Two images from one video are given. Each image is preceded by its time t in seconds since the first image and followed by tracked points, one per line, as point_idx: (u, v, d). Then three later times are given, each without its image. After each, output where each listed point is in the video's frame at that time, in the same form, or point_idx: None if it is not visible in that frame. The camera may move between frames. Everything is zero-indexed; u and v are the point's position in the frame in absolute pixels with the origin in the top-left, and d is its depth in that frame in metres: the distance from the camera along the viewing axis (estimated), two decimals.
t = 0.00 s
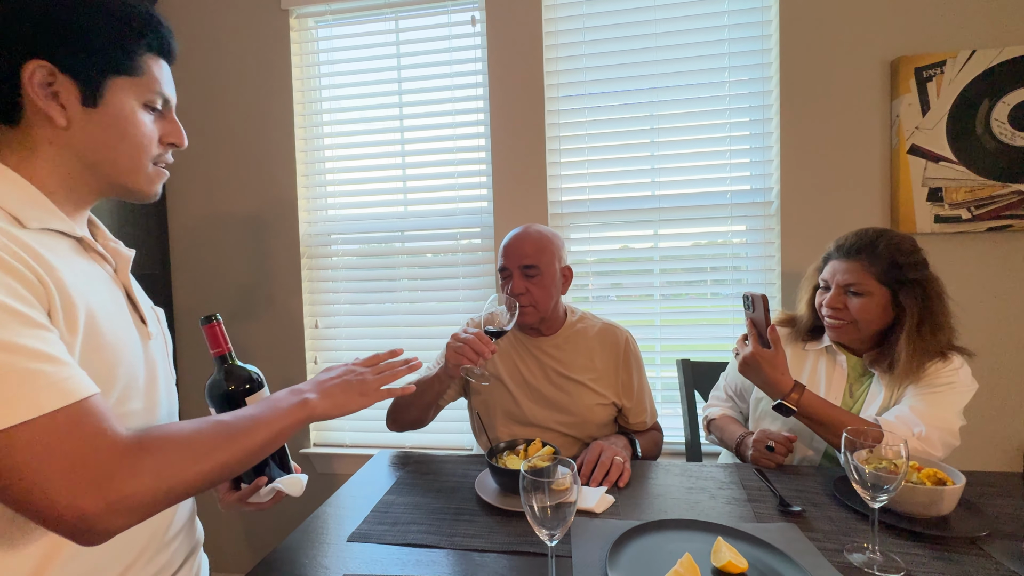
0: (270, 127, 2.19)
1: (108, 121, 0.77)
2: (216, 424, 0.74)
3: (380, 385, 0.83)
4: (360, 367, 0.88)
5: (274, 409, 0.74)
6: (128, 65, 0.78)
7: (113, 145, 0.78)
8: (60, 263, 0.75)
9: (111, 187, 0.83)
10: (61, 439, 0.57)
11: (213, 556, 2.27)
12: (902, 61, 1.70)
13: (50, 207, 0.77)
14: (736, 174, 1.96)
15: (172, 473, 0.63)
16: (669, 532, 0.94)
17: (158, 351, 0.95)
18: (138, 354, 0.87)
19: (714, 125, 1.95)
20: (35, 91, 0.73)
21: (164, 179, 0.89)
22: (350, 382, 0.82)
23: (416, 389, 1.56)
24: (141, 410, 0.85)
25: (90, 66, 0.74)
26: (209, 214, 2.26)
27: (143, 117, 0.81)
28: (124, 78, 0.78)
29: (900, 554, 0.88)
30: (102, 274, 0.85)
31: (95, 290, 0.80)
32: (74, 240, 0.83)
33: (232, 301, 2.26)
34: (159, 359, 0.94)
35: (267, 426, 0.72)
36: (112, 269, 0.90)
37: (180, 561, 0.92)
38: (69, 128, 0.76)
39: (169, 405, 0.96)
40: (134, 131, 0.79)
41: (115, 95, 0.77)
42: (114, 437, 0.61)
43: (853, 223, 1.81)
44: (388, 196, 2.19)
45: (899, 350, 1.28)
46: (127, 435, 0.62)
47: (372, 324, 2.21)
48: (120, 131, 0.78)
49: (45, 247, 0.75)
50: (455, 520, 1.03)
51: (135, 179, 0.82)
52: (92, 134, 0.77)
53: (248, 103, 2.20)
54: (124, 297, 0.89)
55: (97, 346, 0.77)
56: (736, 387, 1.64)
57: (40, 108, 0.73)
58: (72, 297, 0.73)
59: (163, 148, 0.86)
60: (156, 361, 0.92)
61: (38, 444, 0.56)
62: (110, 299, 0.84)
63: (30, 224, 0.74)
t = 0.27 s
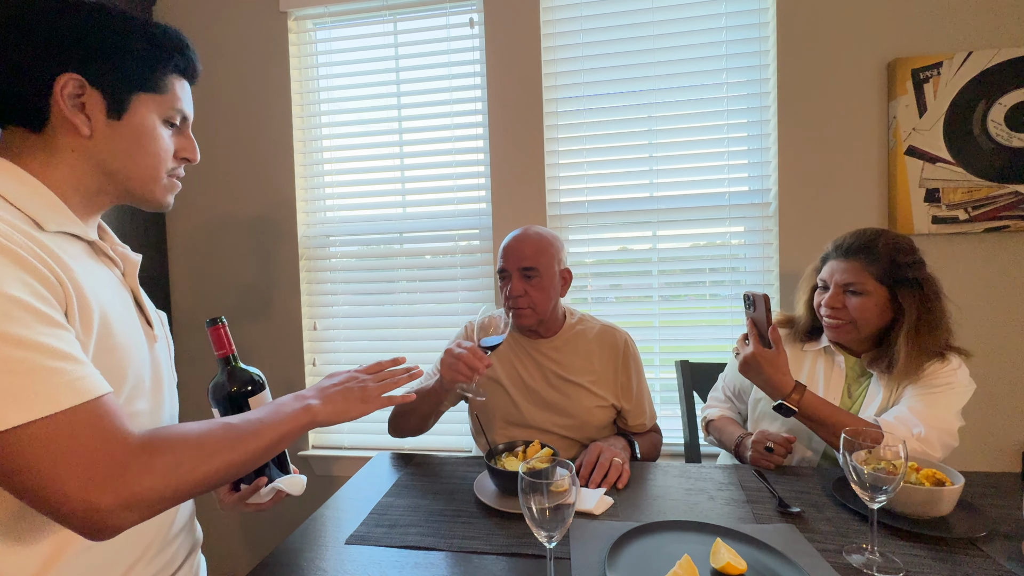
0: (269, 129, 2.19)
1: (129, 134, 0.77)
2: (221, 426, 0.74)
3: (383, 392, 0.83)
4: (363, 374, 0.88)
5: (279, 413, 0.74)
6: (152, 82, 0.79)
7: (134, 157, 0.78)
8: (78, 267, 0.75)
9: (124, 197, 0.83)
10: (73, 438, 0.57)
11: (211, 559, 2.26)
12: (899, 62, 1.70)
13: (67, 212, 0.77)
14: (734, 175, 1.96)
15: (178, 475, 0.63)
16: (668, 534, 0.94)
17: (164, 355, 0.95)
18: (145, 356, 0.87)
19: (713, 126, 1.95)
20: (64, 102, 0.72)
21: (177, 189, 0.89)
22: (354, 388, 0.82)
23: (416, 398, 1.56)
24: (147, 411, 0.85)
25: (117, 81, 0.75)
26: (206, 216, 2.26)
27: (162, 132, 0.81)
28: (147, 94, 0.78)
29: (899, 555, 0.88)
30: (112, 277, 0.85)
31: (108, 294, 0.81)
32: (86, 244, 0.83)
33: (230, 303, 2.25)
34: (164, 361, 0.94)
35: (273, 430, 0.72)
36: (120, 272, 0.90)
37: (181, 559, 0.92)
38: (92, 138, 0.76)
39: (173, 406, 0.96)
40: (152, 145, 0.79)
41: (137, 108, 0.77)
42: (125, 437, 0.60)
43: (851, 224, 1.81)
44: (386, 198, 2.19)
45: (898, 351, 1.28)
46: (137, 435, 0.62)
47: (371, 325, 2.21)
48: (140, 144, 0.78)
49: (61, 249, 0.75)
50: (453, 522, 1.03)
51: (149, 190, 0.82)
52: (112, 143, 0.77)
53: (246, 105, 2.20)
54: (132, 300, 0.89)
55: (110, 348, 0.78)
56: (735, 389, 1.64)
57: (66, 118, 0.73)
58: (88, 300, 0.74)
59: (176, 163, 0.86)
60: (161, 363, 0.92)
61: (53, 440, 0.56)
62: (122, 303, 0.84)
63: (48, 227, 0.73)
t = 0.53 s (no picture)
0: (267, 130, 2.19)
1: (121, 133, 0.77)
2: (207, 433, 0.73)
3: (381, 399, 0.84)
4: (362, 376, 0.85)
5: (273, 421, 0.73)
6: (144, 80, 0.78)
7: (125, 156, 0.78)
8: (76, 270, 0.75)
9: (117, 196, 0.83)
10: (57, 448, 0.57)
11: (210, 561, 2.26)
12: (897, 63, 1.70)
13: (66, 214, 0.77)
14: (733, 176, 1.96)
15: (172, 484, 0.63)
16: (667, 535, 0.93)
17: (164, 354, 0.95)
18: (146, 355, 0.87)
19: (712, 127, 1.95)
20: (54, 101, 0.72)
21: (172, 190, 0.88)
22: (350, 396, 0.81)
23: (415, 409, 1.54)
24: (149, 411, 0.86)
25: (107, 80, 0.74)
26: (205, 218, 2.25)
27: (155, 130, 0.81)
28: (139, 93, 0.78)
29: (899, 556, 0.88)
30: (112, 278, 0.86)
31: (109, 294, 0.81)
32: (85, 245, 0.83)
33: (229, 305, 2.25)
34: (165, 360, 0.94)
35: (266, 440, 0.72)
36: (119, 273, 0.90)
37: (184, 557, 0.92)
38: (83, 137, 0.75)
39: (173, 405, 0.96)
40: (144, 144, 0.79)
41: (129, 107, 0.77)
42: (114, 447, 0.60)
43: (850, 224, 1.81)
44: (385, 199, 2.19)
45: (898, 351, 1.28)
46: (124, 446, 0.61)
47: (369, 327, 2.20)
48: (132, 142, 0.78)
49: (61, 252, 0.75)
50: (452, 523, 1.03)
51: (143, 189, 0.82)
52: (104, 143, 0.76)
53: (244, 106, 2.20)
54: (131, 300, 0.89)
55: (114, 351, 0.78)
56: (734, 389, 1.64)
57: (56, 117, 0.73)
58: (87, 304, 0.73)
59: (171, 162, 0.86)
60: (162, 362, 0.93)
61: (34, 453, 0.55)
62: (122, 303, 0.84)
63: (47, 229, 0.73)
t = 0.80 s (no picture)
0: (267, 132, 2.19)
1: (110, 133, 0.76)
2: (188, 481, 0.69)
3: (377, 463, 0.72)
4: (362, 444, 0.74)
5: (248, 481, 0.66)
6: (135, 81, 0.78)
7: (114, 155, 0.77)
8: (75, 276, 0.75)
9: (110, 197, 0.82)
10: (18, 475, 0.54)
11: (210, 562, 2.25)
12: (896, 64, 1.71)
13: (61, 215, 0.77)
14: (732, 177, 1.96)
15: (117, 545, 0.59)
16: (667, 536, 0.93)
17: (162, 355, 0.95)
18: (146, 355, 0.87)
19: (711, 128, 1.95)
20: (42, 99, 0.72)
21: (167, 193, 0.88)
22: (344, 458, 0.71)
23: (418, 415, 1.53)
24: (151, 412, 0.86)
25: (97, 79, 0.74)
26: (204, 219, 2.25)
27: (147, 131, 0.80)
28: (131, 93, 0.78)
29: (900, 557, 0.87)
30: (109, 280, 0.85)
31: (107, 297, 0.81)
32: (82, 247, 0.83)
33: (228, 306, 2.25)
34: (163, 360, 0.94)
35: (237, 501, 0.65)
36: (116, 274, 0.90)
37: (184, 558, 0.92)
38: (71, 136, 0.75)
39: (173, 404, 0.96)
40: (135, 144, 0.79)
41: (119, 107, 0.77)
42: (66, 488, 0.57)
43: (849, 224, 1.81)
44: (384, 200, 2.18)
45: (897, 351, 1.28)
46: (78, 488, 0.58)
47: (369, 328, 2.20)
48: (122, 142, 0.78)
49: (56, 255, 0.74)
50: (452, 525, 1.02)
51: (135, 190, 0.81)
52: (95, 143, 0.76)
53: (244, 108, 2.20)
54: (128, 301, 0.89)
55: (115, 354, 0.78)
56: (734, 390, 1.64)
57: (44, 117, 0.73)
58: (81, 309, 0.72)
59: (166, 164, 0.85)
60: (161, 363, 0.93)
61: None
62: (119, 304, 0.84)
63: (46, 233, 0.74)
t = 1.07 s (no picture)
0: (267, 133, 2.19)
1: (104, 135, 0.76)
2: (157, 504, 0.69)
3: (352, 504, 0.74)
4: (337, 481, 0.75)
5: (218, 514, 0.67)
6: (134, 84, 0.78)
7: (108, 157, 0.77)
8: (68, 280, 0.74)
9: (106, 199, 0.82)
10: None
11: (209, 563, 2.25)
12: (895, 65, 1.71)
13: (57, 219, 0.77)
14: (731, 177, 1.96)
15: None
16: (668, 537, 0.93)
17: (160, 358, 0.95)
18: (142, 358, 0.87)
19: (710, 129, 1.95)
20: (36, 101, 0.72)
21: (165, 194, 0.88)
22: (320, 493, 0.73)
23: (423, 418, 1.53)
24: (147, 415, 0.86)
25: (93, 82, 0.74)
26: (204, 219, 2.25)
27: (144, 135, 0.80)
28: (128, 96, 0.78)
29: (900, 557, 0.87)
30: (104, 283, 0.85)
31: (101, 300, 0.80)
32: (76, 250, 0.83)
33: (228, 307, 2.25)
34: (160, 363, 0.94)
35: (204, 534, 0.66)
36: (112, 276, 0.90)
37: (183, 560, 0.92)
38: (66, 139, 0.75)
39: (171, 406, 0.96)
40: (131, 148, 0.78)
41: (114, 110, 0.76)
42: (33, 514, 0.57)
43: (849, 225, 1.81)
44: (384, 201, 2.18)
45: (897, 352, 1.28)
46: (44, 514, 0.58)
47: (368, 329, 2.20)
48: (118, 146, 0.77)
49: (49, 259, 0.74)
50: (451, 526, 1.02)
51: (130, 193, 0.81)
52: (88, 146, 0.76)
53: (244, 108, 2.20)
54: (125, 304, 0.89)
55: (110, 358, 0.78)
56: (733, 392, 1.64)
57: (37, 118, 0.73)
58: (74, 315, 0.72)
59: (164, 167, 0.85)
60: (158, 365, 0.93)
61: None
62: (115, 307, 0.84)
63: (39, 236, 0.74)
